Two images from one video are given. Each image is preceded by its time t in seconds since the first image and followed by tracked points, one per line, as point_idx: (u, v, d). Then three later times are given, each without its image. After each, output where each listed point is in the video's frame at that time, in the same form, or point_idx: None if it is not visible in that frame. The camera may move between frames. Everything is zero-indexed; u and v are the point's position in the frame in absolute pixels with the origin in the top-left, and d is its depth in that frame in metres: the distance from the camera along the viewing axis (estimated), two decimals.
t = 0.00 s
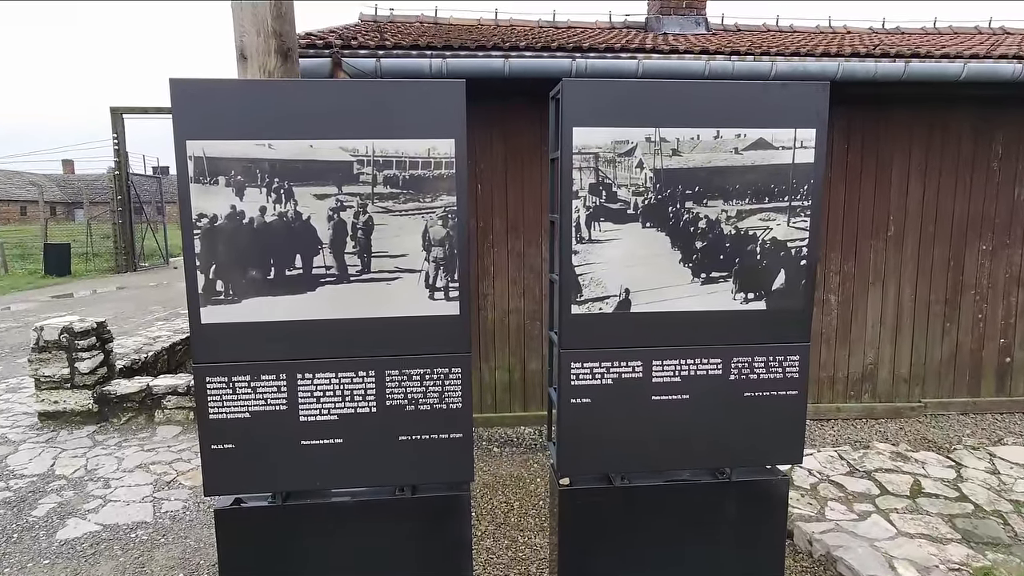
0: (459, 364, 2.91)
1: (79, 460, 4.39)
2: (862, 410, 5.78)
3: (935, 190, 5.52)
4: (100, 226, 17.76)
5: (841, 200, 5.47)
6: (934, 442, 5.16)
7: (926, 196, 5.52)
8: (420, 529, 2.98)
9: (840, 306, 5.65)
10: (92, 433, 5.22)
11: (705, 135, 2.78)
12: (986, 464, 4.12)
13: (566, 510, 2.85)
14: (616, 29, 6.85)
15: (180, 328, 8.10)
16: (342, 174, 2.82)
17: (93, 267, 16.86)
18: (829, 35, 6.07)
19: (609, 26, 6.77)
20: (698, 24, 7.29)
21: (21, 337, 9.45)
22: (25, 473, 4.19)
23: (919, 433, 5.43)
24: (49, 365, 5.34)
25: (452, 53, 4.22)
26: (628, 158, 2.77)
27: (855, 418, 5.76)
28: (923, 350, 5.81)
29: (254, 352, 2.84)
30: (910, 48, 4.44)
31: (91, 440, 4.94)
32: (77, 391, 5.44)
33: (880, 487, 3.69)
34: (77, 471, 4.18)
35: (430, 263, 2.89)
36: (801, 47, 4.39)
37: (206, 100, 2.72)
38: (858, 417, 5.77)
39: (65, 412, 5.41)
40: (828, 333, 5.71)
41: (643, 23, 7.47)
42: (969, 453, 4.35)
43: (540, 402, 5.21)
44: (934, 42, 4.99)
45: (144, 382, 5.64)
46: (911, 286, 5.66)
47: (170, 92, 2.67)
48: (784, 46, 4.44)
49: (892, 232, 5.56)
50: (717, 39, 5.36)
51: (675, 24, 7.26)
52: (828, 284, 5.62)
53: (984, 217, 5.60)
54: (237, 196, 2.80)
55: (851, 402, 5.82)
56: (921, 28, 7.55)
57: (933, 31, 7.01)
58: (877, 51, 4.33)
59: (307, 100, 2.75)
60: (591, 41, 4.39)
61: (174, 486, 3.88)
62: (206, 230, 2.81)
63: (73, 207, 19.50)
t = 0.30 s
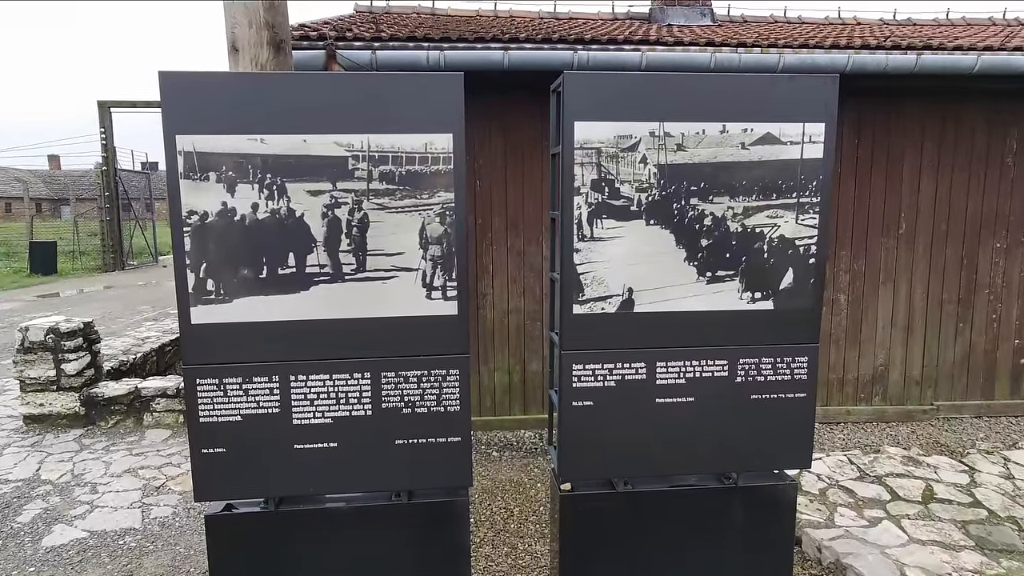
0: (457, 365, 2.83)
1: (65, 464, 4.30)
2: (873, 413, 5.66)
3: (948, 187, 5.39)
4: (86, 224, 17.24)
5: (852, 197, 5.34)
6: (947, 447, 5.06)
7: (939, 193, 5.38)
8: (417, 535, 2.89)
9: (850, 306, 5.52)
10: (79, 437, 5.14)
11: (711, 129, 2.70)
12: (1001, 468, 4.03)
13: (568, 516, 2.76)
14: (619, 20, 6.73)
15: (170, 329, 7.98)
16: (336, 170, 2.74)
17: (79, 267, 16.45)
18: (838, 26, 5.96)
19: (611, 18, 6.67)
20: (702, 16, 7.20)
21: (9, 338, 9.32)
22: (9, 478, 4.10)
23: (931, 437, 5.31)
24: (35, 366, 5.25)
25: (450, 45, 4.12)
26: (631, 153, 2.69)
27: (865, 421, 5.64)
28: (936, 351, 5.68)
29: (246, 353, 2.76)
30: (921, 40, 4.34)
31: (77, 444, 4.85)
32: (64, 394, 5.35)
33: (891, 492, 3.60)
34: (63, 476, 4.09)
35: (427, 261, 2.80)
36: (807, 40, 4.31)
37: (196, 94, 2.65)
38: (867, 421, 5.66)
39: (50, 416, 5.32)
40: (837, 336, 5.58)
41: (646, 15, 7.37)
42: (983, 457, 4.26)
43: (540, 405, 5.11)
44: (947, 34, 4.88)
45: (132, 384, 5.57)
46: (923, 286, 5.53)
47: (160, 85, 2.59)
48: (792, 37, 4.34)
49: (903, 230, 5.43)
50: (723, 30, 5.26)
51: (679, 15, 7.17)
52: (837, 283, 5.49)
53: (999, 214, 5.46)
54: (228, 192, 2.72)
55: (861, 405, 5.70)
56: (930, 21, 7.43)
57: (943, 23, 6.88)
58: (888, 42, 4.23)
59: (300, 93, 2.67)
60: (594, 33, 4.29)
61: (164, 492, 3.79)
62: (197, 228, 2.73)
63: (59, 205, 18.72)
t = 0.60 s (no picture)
0: (456, 367, 2.74)
1: (51, 469, 4.21)
2: (883, 416, 5.52)
3: (960, 184, 5.26)
4: (71, 222, 13.84)
5: (862, 194, 5.20)
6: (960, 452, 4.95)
7: (951, 191, 5.25)
8: (414, 542, 2.81)
9: (861, 306, 5.38)
10: (65, 441, 5.05)
11: (717, 123, 2.62)
12: (1016, 474, 3.94)
13: (569, 522, 2.68)
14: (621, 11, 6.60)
15: (161, 329, 7.86)
16: (330, 165, 2.65)
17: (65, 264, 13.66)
18: (847, 16, 5.83)
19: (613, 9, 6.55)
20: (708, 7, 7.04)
21: None
22: None
23: (944, 441, 5.18)
24: (19, 368, 5.21)
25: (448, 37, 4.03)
26: (634, 148, 2.61)
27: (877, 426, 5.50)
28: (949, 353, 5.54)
29: (237, 354, 2.67)
30: (934, 31, 4.23)
31: (64, 448, 4.76)
32: (49, 396, 5.26)
33: (902, 498, 3.51)
34: (49, 481, 4.00)
35: (424, 260, 2.72)
36: (819, 29, 4.16)
37: (186, 87, 2.57)
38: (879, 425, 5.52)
39: (36, 419, 5.25)
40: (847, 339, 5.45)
41: (649, 7, 7.25)
42: (998, 462, 4.16)
43: (541, 407, 4.99)
44: (960, 25, 4.76)
45: (120, 387, 5.45)
46: (935, 286, 5.38)
47: (148, 78, 2.51)
48: (800, 28, 4.23)
49: (916, 228, 5.28)
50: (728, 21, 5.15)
51: (684, 6, 7.03)
52: (847, 283, 5.34)
53: (1013, 213, 5.33)
54: (219, 188, 2.64)
55: (872, 408, 5.56)
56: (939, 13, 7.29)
57: (954, 13, 6.75)
58: (900, 34, 4.12)
59: (294, 86, 2.58)
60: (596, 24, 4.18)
61: (152, 497, 3.71)
62: (186, 225, 2.64)
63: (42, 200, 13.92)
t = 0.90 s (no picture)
0: (453, 368, 2.66)
1: (35, 474, 4.13)
2: (896, 419, 5.13)
3: (976, 177, 4.90)
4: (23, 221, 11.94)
5: (874, 189, 4.86)
6: (977, 457, 4.56)
7: (966, 184, 4.90)
8: (411, 549, 2.73)
9: (871, 305, 5.02)
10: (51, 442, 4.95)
11: (723, 117, 2.54)
12: None
13: (570, 529, 2.60)
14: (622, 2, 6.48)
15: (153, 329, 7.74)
16: (324, 160, 2.57)
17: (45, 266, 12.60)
18: (854, 7, 5.71)
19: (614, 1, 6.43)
20: None
21: None
22: None
23: (958, 445, 4.81)
24: (4, 370, 5.09)
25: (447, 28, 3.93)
26: (638, 143, 2.53)
27: (889, 431, 5.09)
28: (962, 355, 5.15)
29: (228, 355, 2.59)
30: (947, 21, 4.12)
31: (49, 452, 4.66)
32: (34, 399, 5.12)
33: (914, 503, 3.42)
34: (33, 487, 3.91)
35: (420, 258, 2.63)
36: (829, 19, 4.05)
37: (174, 79, 2.49)
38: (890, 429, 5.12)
39: (20, 422, 5.07)
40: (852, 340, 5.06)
41: None
42: (1013, 467, 4.08)
43: (542, 411, 4.75)
44: (972, 15, 4.65)
45: (107, 389, 5.29)
46: (949, 285, 5.01)
47: (136, 70, 2.43)
48: (808, 19, 4.13)
49: (929, 225, 4.93)
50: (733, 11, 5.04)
51: None
52: (857, 281, 4.98)
53: None
54: (209, 184, 2.56)
55: (883, 411, 5.18)
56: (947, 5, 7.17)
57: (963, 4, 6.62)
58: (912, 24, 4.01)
59: (286, 78, 2.50)
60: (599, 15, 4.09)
61: (140, 503, 3.62)
62: (176, 222, 2.56)
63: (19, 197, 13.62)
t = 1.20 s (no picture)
0: (451, 370, 2.57)
1: (18, 480, 4.01)
2: (908, 423, 4.83)
3: (992, 170, 4.61)
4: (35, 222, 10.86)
5: (885, 186, 4.57)
6: (993, 463, 4.30)
7: (982, 179, 4.61)
8: (407, 557, 2.64)
9: (883, 305, 4.74)
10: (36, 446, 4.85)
11: (730, 110, 2.45)
12: None
13: (572, 536, 2.51)
14: None
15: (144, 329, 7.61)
16: (318, 155, 2.48)
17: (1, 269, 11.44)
18: None
19: None
20: None
21: None
22: None
23: (973, 450, 4.54)
24: None
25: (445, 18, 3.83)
26: (642, 137, 2.45)
27: (902, 435, 4.80)
28: (977, 356, 4.86)
29: (218, 357, 2.51)
30: (961, 11, 4.01)
31: (32, 457, 4.53)
32: (18, 403, 5.04)
33: (927, 510, 3.33)
34: (17, 492, 3.80)
35: (417, 256, 2.55)
36: (838, 10, 3.95)
37: (162, 71, 2.40)
38: (903, 432, 4.83)
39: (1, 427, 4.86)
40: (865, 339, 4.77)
41: None
42: None
43: (543, 414, 4.60)
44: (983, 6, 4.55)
45: (93, 392, 5.19)
46: (963, 284, 4.73)
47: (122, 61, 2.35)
48: (817, 10, 4.03)
49: (943, 222, 4.64)
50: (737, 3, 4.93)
51: None
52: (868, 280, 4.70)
53: None
54: (198, 179, 2.48)
55: (895, 414, 4.88)
56: None
57: None
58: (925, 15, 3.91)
59: (278, 69, 2.42)
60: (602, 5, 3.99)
61: (127, 510, 3.52)
62: (164, 219, 2.48)
63: None
